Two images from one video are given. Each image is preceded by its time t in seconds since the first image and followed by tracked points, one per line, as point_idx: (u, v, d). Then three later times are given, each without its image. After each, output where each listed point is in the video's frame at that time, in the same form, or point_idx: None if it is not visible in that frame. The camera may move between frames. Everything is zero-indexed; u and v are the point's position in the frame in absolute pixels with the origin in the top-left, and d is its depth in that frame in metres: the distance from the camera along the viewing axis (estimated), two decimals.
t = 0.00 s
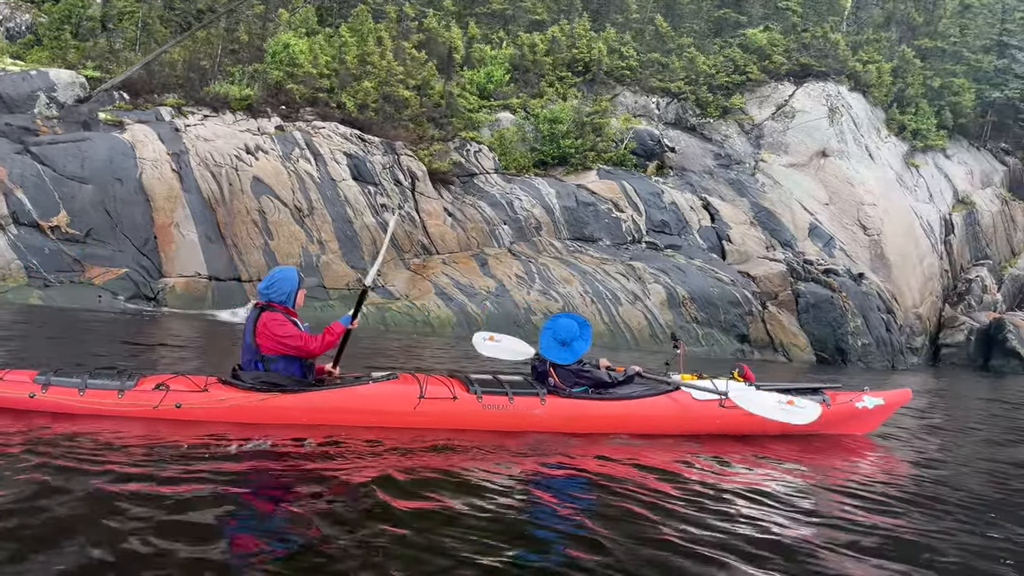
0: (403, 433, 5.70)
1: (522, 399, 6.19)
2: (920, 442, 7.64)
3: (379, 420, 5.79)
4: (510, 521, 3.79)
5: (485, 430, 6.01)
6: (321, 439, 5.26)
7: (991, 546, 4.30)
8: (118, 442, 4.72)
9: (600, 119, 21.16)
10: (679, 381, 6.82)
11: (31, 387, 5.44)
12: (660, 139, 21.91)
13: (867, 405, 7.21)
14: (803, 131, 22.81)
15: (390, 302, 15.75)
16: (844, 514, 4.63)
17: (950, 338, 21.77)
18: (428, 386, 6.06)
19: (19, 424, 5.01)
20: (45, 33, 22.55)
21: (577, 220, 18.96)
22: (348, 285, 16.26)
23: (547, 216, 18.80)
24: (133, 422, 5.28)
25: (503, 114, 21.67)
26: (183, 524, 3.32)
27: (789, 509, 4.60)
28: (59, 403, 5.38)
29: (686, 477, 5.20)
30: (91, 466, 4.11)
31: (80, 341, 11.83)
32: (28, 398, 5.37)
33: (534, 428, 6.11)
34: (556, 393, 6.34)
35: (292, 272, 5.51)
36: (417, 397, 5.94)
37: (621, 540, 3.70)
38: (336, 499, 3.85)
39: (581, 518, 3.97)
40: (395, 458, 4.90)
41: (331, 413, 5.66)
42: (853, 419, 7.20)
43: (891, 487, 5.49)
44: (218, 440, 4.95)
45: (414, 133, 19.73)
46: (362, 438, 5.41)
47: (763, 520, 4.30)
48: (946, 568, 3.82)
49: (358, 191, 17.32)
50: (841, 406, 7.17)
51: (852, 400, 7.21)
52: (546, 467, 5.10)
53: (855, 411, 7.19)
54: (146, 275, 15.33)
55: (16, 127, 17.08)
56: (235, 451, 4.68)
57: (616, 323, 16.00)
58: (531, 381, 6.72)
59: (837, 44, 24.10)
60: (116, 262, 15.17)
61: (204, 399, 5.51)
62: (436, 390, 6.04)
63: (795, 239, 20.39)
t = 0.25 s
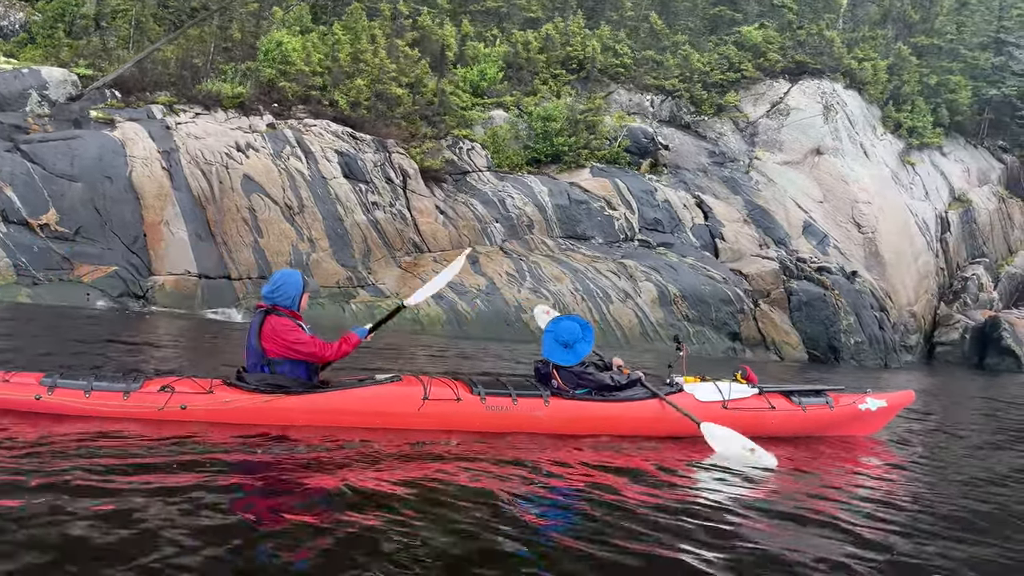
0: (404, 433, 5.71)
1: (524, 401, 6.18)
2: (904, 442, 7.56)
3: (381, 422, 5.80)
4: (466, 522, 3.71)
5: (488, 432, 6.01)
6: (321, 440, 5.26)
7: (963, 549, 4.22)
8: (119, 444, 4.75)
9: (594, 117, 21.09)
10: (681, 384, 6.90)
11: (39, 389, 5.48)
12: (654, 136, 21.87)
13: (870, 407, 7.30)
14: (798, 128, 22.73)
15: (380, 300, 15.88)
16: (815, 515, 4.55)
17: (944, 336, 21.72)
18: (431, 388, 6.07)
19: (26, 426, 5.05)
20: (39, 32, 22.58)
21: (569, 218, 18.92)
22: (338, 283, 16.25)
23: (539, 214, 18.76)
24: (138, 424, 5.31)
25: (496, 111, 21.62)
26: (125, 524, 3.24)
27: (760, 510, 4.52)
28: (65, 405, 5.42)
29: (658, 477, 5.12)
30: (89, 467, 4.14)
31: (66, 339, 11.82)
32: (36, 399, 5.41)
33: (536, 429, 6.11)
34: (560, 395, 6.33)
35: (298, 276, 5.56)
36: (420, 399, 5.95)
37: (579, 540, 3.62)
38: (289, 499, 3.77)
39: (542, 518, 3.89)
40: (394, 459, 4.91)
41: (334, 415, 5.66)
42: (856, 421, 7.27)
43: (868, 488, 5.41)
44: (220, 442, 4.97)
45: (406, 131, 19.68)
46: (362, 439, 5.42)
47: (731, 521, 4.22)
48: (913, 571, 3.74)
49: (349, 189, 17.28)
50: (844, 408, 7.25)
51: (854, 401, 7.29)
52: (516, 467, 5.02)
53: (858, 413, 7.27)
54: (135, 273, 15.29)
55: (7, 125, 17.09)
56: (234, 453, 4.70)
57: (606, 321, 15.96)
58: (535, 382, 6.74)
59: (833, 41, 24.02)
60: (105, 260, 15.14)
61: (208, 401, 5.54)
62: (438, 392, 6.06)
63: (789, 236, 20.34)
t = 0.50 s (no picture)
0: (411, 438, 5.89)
1: (530, 406, 6.33)
2: (884, 443, 7.54)
3: (389, 427, 5.98)
4: (424, 531, 3.69)
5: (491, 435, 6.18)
6: (327, 445, 5.45)
7: (930, 551, 4.18)
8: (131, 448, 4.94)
9: (587, 116, 21.00)
10: (686, 388, 7.05)
11: (46, 394, 5.65)
12: (647, 135, 21.77)
13: (874, 410, 7.37)
14: (792, 127, 22.67)
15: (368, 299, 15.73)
16: (783, 520, 4.51)
17: (938, 335, 21.63)
18: (437, 394, 6.23)
19: (36, 429, 5.22)
20: (31, 30, 22.52)
21: (561, 217, 18.85)
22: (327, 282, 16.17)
23: (530, 213, 18.68)
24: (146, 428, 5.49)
25: (488, 110, 21.55)
26: (74, 541, 3.22)
27: (726, 514, 4.49)
28: (74, 410, 5.59)
29: (628, 482, 5.09)
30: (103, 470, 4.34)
31: (49, 338, 11.77)
32: (44, 405, 5.58)
33: (540, 433, 6.27)
34: (565, 399, 6.47)
35: (304, 280, 5.74)
36: (426, 404, 6.11)
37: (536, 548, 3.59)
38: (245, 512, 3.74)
39: (501, 526, 3.87)
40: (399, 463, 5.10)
41: (342, 421, 5.87)
42: (861, 425, 7.34)
43: (841, 492, 5.38)
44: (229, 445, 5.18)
45: (398, 130, 19.62)
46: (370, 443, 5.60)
47: (695, 526, 4.19)
48: None
49: (338, 188, 17.25)
50: (848, 412, 7.32)
51: (859, 406, 7.35)
52: (487, 473, 5.01)
53: (862, 416, 7.34)
54: (123, 272, 15.19)
55: None
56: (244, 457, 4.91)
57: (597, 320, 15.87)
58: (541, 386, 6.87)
59: (827, 39, 23.91)
60: (93, 260, 15.04)
61: (215, 407, 5.74)
62: (444, 397, 6.21)
63: (782, 235, 20.26)
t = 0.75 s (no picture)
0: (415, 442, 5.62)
1: (537, 410, 6.10)
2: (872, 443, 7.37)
3: (396, 431, 5.72)
4: (379, 526, 3.57)
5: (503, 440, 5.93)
6: (332, 447, 5.19)
7: (905, 551, 4.05)
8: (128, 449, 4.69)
9: (580, 116, 20.97)
10: (692, 391, 6.79)
11: (50, 396, 5.41)
12: (641, 135, 21.71)
13: (880, 414, 7.18)
14: (786, 127, 22.62)
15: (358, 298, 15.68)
16: (756, 519, 4.39)
17: (933, 335, 21.53)
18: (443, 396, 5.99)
19: (37, 431, 4.98)
20: (25, 31, 22.54)
21: (553, 217, 18.79)
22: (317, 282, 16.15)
23: (522, 212, 18.63)
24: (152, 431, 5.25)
25: (482, 110, 21.52)
26: (6, 532, 3.10)
27: (698, 513, 4.38)
28: (77, 411, 5.36)
29: (601, 480, 4.98)
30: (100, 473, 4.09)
31: (32, 337, 11.72)
32: (48, 407, 5.34)
33: (547, 439, 6.01)
34: (570, 403, 6.19)
35: (311, 282, 5.43)
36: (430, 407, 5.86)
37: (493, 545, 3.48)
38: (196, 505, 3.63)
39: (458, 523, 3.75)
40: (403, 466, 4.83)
41: (347, 424, 5.61)
42: (866, 428, 7.16)
43: (819, 491, 5.25)
44: (231, 448, 4.91)
45: (390, 130, 19.57)
46: (374, 446, 5.35)
47: (663, 525, 4.07)
48: (838, 573, 3.59)
49: (329, 187, 17.21)
50: (853, 415, 7.14)
51: (864, 409, 7.16)
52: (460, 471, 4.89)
53: (867, 420, 7.16)
54: (112, 272, 15.12)
55: None
56: (240, 458, 4.64)
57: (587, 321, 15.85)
58: (546, 389, 6.57)
59: (822, 39, 23.84)
60: (82, 260, 14.99)
61: (221, 409, 5.49)
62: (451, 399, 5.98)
63: (776, 235, 20.18)
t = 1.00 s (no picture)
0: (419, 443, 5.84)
1: (542, 411, 6.30)
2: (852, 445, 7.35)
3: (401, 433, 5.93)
4: (339, 533, 3.59)
5: (505, 441, 6.13)
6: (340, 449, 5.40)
7: (870, 556, 4.05)
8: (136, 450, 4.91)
9: (573, 116, 20.89)
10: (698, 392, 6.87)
11: (55, 397, 5.59)
12: (634, 135, 21.63)
13: (886, 416, 7.22)
14: (780, 127, 22.56)
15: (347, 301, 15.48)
16: (723, 524, 4.39)
17: (928, 336, 21.41)
18: (448, 397, 6.21)
19: (47, 432, 5.18)
20: (18, 32, 22.51)
21: (545, 218, 18.74)
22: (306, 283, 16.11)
23: (514, 213, 18.57)
24: (159, 432, 5.45)
25: (474, 111, 21.46)
26: None
27: (665, 518, 4.38)
28: (83, 413, 5.55)
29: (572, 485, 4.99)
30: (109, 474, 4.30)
31: (17, 337, 11.70)
32: (53, 408, 5.53)
33: (552, 440, 6.22)
34: (577, 404, 6.39)
35: (318, 284, 5.57)
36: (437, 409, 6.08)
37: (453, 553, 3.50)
38: (158, 513, 3.65)
39: (419, 529, 3.76)
40: (404, 468, 5.04)
41: (353, 426, 5.81)
42: (871, 430, 7.21)
43: (792, 495, 5.25)
44: (237, 450, 5.12)
45: (381, 130, 19.51)
46: (380, 447, 5.56)
47: (627, 531, 4.08)
48: None
49: (319, 188, 17.16)
50: (860, 417, 7.18)
51: (870, 411, 7.21)
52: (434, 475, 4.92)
53: (873, 422, 7.20)
54: (99, 273, 15.03)
55: None
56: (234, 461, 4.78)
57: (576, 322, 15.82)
58: (553, 391, 6.79)
59: (817, 39, 23.77)
60: (69, 261, 14.91)
61: (225, 410, 5.69)
62: (455, 401, 6.20)
63: (769, 235, 20.12)
